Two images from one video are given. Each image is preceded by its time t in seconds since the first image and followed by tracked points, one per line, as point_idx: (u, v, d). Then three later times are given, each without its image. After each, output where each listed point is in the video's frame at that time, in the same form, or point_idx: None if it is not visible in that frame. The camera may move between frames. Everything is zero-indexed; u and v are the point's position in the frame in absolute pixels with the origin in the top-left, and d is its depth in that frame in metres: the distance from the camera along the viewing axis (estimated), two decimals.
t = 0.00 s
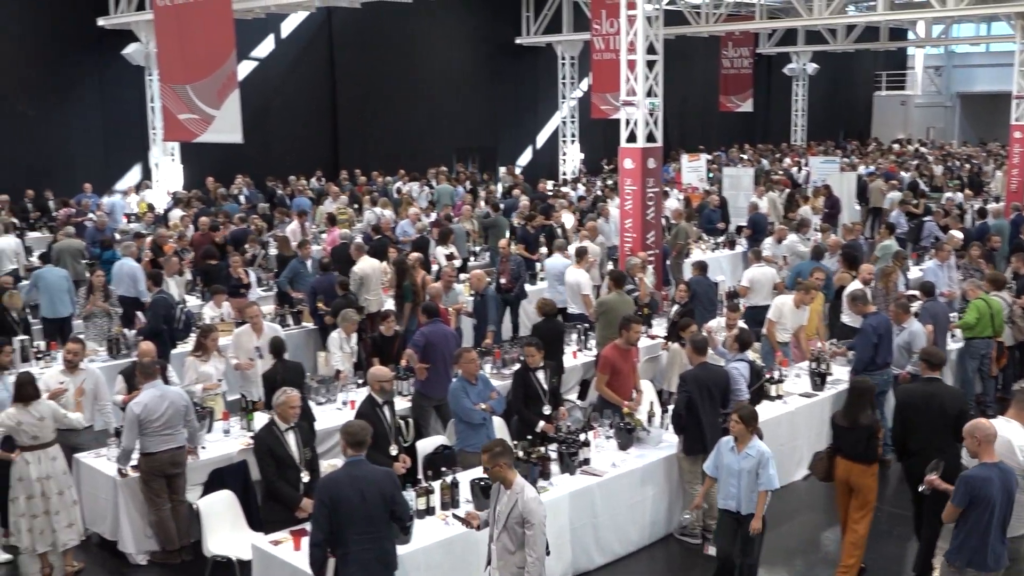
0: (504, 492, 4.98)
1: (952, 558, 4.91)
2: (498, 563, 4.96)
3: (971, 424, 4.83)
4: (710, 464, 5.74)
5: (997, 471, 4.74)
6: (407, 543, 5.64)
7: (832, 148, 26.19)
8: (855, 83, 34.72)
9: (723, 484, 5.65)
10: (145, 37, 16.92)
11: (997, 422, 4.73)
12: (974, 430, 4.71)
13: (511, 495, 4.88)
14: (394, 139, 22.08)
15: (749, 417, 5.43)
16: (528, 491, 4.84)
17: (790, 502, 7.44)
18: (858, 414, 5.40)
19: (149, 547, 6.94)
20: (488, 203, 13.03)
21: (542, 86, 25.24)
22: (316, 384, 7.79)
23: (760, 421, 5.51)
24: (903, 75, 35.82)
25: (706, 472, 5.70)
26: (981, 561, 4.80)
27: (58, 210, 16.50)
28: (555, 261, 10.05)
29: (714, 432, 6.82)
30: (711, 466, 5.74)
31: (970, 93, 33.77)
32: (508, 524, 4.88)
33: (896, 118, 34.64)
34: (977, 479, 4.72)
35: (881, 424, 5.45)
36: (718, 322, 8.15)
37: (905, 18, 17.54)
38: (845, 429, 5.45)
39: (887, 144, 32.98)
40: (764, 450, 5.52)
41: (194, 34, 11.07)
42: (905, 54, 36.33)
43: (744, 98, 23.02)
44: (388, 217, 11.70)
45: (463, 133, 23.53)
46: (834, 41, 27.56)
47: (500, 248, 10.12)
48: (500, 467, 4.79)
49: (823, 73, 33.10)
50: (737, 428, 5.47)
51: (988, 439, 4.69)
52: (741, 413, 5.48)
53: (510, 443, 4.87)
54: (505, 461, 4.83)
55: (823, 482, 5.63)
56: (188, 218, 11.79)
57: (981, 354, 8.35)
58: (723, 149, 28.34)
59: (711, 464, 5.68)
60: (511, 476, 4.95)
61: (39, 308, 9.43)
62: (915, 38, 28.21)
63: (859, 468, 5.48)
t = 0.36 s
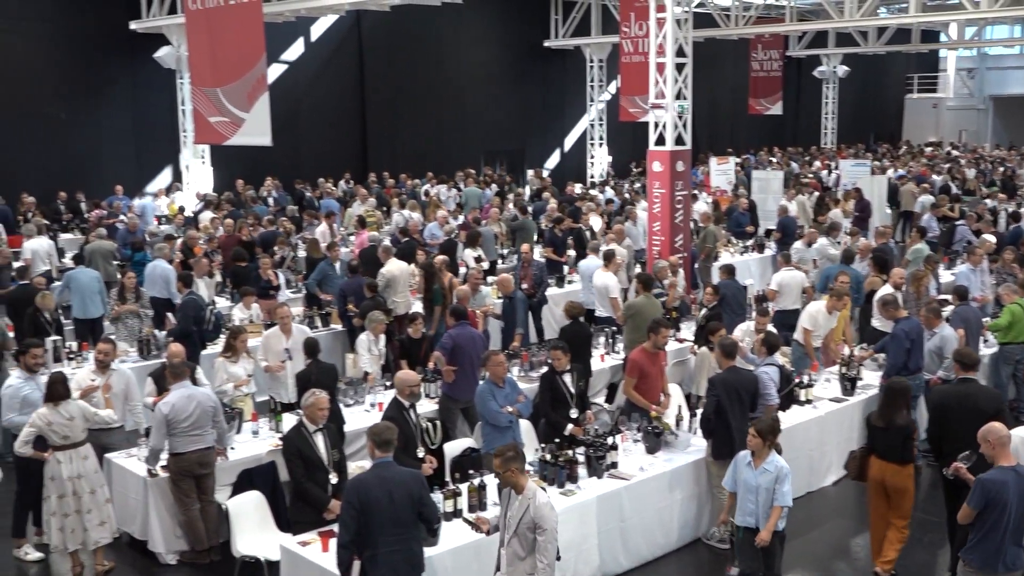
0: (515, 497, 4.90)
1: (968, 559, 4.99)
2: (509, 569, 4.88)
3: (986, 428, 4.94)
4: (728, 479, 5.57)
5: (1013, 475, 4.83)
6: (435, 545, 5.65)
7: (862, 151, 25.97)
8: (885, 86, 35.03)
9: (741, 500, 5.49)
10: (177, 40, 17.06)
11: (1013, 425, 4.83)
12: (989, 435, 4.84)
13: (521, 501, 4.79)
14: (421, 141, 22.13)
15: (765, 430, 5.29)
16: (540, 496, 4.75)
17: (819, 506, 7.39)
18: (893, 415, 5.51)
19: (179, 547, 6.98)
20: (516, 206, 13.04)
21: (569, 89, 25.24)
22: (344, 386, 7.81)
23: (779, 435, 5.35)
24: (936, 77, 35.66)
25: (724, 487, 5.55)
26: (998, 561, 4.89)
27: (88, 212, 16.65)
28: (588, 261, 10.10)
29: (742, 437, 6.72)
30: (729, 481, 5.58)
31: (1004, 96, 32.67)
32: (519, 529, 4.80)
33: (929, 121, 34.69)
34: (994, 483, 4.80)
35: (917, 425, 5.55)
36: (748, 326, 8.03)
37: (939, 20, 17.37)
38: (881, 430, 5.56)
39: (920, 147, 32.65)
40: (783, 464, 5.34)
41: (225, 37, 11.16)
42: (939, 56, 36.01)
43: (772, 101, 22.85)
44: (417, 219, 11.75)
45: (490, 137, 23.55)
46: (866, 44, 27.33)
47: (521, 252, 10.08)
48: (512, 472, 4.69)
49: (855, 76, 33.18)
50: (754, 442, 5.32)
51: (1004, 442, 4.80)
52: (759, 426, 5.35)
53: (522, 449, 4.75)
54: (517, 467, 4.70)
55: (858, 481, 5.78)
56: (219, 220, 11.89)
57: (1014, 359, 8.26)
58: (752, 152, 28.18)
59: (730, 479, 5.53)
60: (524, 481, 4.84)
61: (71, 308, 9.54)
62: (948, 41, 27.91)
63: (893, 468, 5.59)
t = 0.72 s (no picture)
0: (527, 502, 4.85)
1: (979, 557, 5.08)
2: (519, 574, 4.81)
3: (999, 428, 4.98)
4: (740, 492, 5.50)
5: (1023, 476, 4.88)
6: (461, 547, 5.64)
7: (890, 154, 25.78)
8: (915, 87, 34.66)
9: (752, 512, 5.42)
10: (206, 43, 17.19)
11: None
12: (1001, 435, 4.87)
13: (533, 505, 4.73)
14: (447, 144, 22.17)
15: (777, 441, 5.21)
16: (551, 501, 4.68)
17: (847, 511, 7.33)
18: (928, 416, 5.47)
19: (207, 546, 7.02)
20: (542, 208, 13.05)
21: (596, 92, 25.22)
22: (371, 388, 7.84)
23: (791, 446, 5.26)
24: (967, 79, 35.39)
25: (736, 500, 5.46)
26: (1008, 560, 4.96)
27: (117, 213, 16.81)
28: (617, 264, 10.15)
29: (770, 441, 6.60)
30: (740, 493, 5.51)
31: None
32: (530, 534, 4.73)
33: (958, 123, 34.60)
34: (1003, 483, 4.87)
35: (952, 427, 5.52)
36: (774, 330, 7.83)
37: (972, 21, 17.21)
38: (916, 431, 5.52)
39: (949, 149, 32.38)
40: (796, 476, 5.28)
41: (253, 39, 11.27)
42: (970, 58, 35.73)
43: (800, 104, 22.80)
44: (443, 221, 11.78)
45: (517, 139, 23.56)
46: (896, 45, 27.12)
47: (543, 256, 10.08)
48: (522, 476, 4.61)
49: (884, 78, 33.02)
50: (766, 453, 5.25)
51: (1015, 443, 4.85)
52: (771, 437, 5.27)
53: (535, 452, 4.69)
54: (529, 470, 4.64)
55: (891, 483, 5.78)
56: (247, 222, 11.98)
57: None
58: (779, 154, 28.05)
59: (742, 492, 5.46)
60: (535, 485, 4.78)
61: (101, 309, 9.63)
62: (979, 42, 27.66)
63: (928, 470, 5.58)
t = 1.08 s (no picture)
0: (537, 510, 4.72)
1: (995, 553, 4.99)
2: None
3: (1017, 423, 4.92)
4: (753, 501, 5.43)
5: None
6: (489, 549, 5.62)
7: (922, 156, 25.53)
8: (947, 88, 34.33)
9: (766, 522, 5.34)
10: (236, 45, 17.31)
11: None
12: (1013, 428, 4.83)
13: (542, 515, 4.61)
14: (475, 145, 22.22)
15: (793, 450, 5.17)
16: (561, 511, 4.55)
17: (877, 515, 7.26)
18: (966, 418, 5.43)
19: (236, 545, 7.06)
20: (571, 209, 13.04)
21: (626, 93, 25.17)
22: (399, 388, 7.86)
23: (806, 455, 5.25)
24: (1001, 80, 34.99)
25: (750, 510, 5.39)
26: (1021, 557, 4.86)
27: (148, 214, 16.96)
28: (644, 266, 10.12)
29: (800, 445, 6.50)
30: (753, 502, 5.44)
31: None
32: (539, 544, 4.60)
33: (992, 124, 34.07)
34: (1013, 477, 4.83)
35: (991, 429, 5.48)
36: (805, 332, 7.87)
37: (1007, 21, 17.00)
38: (954, 433, 5.47)
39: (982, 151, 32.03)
40: (813, 485, 5.26)
41: (284, 42, 11.34)
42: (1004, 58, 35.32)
43: (830, 104, 22.48)
44: (471, 223, 11.80)
45: (546, 140, 23.57)
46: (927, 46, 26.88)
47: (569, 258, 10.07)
48: (533, 484, 4.54)
49: (915, 79, 32.70)
50: (782, 463, 5.20)
51: None
52: (787, 446, 5.22)
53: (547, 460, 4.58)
54: (540, 478, 4.53)
55: (929, 486, 5.73)
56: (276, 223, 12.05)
57: None
58: (808, 157, 27.87)
59: (756, 501, 5.40)
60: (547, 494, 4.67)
61: (132, 309, 9.72)
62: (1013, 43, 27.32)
63: (966, 472, 5.52)
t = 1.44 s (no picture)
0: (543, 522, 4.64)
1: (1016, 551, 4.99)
2: None
3: None
4: (768, 514, 5.31)
5: None
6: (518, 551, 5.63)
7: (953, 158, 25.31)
8: (979, 90, 33.97)
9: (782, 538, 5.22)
10: (266, 48, 17.43)
11: None
12: None
13: (546, 525, 4.52)
14: (502, 146, 22.24)
15: (809, 464, 5.08)
16: (565, 523, 4.45)
17: (908, 520, 7.20)
18: (1008, 422, 5.47)
19: (264, 545, 7.11)
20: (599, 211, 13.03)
21: (655, 95, 25.13)
22: (427, 390, 7.88)
23: (824, 470, 5.14)
24: None
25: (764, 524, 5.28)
26: None
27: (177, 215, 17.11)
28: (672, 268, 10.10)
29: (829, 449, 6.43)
30: (768, 516, 5.32)
31: None
32: (541, 554, 4.50)
33: None
34: None
35: None
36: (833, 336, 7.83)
37: None
38: (995, 437, 5.49)
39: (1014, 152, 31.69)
40: (829, 500, 5.12)
41: (315, 45, 11.40)
42: None
43: (860, 106, 22.43)
44: (499, 225, 11.81)
45: (574, 142, 23.56)
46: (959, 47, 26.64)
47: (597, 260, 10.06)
48: (539, 493, 4.46)
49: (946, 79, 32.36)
50: (798, 477, 5.12)
51: None
52: (803, 461, 5.13)
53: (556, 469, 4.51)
54: (546, 488, 4.46)
55: (969, 490, 5.71)
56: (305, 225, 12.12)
57: None
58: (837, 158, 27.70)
59: (771, 514, 5.28)
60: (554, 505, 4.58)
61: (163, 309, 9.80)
62: None
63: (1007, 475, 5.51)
